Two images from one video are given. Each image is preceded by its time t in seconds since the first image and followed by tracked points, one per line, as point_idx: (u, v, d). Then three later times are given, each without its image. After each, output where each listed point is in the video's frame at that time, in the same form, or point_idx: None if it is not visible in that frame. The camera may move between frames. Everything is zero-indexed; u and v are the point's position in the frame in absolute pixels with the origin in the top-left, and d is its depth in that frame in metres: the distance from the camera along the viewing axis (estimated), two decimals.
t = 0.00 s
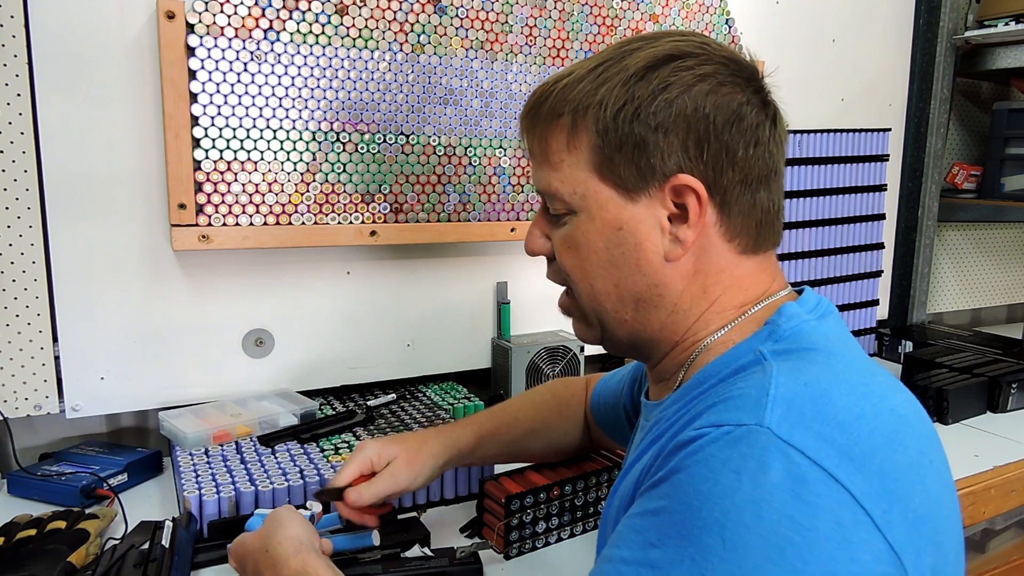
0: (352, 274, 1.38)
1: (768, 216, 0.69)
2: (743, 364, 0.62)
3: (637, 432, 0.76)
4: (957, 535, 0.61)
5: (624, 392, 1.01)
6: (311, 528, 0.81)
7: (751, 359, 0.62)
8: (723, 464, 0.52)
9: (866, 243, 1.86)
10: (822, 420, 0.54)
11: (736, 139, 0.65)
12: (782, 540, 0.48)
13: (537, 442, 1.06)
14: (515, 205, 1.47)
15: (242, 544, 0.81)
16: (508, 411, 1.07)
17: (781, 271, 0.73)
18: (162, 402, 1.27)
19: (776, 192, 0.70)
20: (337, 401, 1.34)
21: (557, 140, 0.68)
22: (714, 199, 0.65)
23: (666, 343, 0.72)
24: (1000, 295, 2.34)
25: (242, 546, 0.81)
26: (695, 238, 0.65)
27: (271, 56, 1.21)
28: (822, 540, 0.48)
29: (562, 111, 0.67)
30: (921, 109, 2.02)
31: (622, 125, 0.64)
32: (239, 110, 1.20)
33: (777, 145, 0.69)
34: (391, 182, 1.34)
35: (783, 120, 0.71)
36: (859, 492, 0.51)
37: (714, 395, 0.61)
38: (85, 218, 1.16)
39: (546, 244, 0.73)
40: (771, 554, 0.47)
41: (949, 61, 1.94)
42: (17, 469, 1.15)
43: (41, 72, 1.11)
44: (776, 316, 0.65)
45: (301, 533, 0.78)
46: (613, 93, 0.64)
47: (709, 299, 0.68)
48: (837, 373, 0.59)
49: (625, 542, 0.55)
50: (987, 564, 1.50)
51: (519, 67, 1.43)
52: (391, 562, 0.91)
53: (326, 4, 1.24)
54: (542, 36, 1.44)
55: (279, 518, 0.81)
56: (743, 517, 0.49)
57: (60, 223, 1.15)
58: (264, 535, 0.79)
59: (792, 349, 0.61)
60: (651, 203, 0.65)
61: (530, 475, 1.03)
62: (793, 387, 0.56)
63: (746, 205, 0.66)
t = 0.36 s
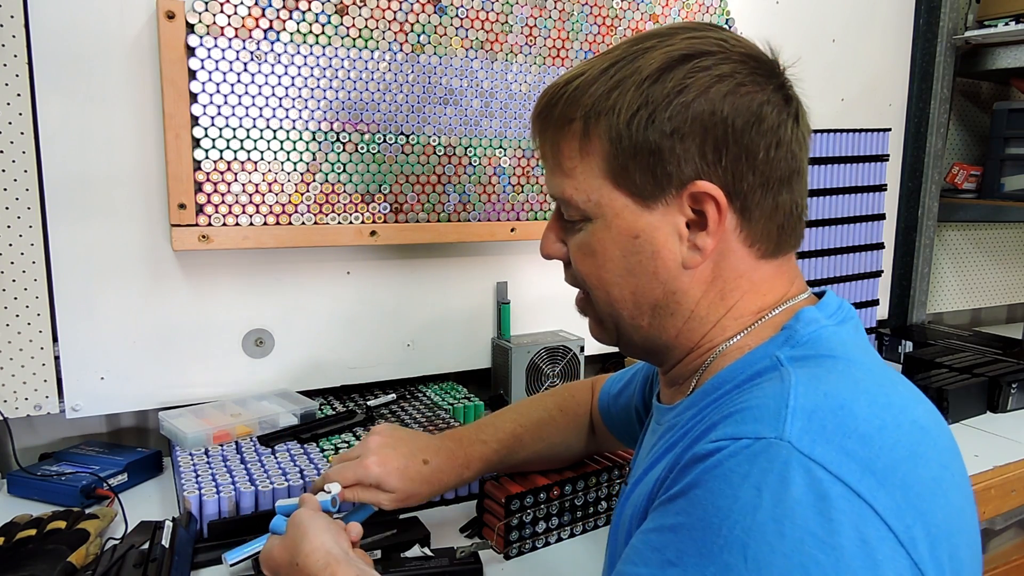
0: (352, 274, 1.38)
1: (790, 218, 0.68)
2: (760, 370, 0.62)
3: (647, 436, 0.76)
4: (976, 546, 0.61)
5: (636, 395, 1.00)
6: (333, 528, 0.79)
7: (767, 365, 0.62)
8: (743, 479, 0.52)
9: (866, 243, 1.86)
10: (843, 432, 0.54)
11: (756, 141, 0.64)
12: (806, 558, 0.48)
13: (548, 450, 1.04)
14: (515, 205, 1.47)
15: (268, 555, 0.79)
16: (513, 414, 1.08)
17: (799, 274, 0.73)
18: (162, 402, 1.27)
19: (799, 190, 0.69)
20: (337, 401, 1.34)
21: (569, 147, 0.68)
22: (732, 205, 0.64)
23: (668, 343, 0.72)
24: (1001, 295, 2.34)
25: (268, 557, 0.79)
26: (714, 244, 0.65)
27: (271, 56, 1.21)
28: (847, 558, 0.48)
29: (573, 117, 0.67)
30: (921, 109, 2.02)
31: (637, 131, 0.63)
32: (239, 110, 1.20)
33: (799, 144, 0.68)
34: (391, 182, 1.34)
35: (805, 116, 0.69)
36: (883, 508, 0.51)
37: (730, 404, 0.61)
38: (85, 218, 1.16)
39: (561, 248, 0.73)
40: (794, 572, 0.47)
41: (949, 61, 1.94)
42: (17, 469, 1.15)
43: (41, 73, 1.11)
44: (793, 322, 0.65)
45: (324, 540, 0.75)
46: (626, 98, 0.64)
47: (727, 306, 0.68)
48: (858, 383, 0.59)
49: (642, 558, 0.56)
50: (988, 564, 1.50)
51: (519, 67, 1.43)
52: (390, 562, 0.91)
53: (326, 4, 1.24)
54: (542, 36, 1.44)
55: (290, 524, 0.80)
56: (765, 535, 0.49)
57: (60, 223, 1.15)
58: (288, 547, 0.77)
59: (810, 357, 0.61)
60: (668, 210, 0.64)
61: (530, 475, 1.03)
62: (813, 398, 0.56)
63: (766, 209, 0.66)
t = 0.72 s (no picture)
0: (352, 274, 1.38)
1: (810, 222, 0.69)
2: (774, 374, 0.62)
3: (655, 439, 0.76)
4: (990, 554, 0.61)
5: (638, 401, 0.99)
6: (341, 530, 0.79)
7: (780, 369, 0.62)
8: (759, 487, 0.52)
9: (866, 243, 1.86)
10: (860, 440, 0.54)
11: (782, 144, 0.64)
12: (823, 568, 0.47)
13: (549, 450, 1.04)
14: (515, 205, 1.47)
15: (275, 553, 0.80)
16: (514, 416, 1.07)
17: (813, 276, 0.74)
18: (162, 402, 1.27)
19: (819, 193, 0.70)
20: (337, 401, 1.34)
21: (588, 145, 0.67)
22: (756, 208, 0.64)
23: (670, 343, 0.72)
24: (1001, 295, 2.34)
25: (274, 555, 0.79)
26: (735, 248, 0.65)
27: (271, 56, 1.21)
28: (865, 567, 0.48)
29: (593, 114, 0.66)
30: (921, 109, 2.02)
31: (661, 131, 0.62)
32: (239, 110, 1.20)
33: (822, 145, 0.68)
34: (391, 181, 1.34)
35: (826, 117, 0.69)
36: (900, 516, 0.51)
37: (743, 409, 0.61)
38: (86, 218, 1.17)
39: (573, 247, 0.72)
40: None
41: (949, 61, 1.94)
42: (17, 469, 1.15)
43: (42, 73, 1.11)
44: (806, 325, 0.65)
45: (332, 542, 0.75)
46: (651, 96, 0.63)
47: (743, 310, 0.68)
48: (873, 389, 0.59)
49: (654, 565, 0.56)
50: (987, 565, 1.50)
51: (519, 67, 1.43)
52: (391, 561, 0.91)
53: (326, 3, 1.24)
54: (543, 36, 1.44)
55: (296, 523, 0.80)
56: (782, 543, 0.49)
57: (60, 224, 1.15)
58: (295, 546, 0.77)
59: (824, 361, 0.61)
60: (688, 213, 0.64)
61: (530, 475, 1.03)
62: (829, 405, 0.56)
63: (788, 212, 0.66)
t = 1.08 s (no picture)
0: (351, 274, 1.38)
1: (811, 224, 0.69)
2: (774, 372, 0.62)
3: (656, 438, 0.75)
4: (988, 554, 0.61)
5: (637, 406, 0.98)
6: (341, 516, 0.79)
7: (781, 368, 0.62)
8: (760, 484, 0.52)
9: (866, 243, 1.86)
10: (861, 438, 0.54)
11: (783, 147, 0.64)
12: (822, 565, 0.48)
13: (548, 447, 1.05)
14: (515, 205, 1.47)
15: (275, 534, 0.81)
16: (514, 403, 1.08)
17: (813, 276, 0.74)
18: (162, 402, 1.27)
19: (820, 194, 0.70)
20: (337, 401, 1.34)
21: (589, 150, 0.66)
22: (758, 212, 0.64)
23: (670, 343, 0.72)
24: (1001, 295, 2.34)
25: (275, 536, 0.80)
26: (738, 251, 0.65)
27: (271, 56, 1.21)
28: (862, 564, 0.48)
29: (594, 119, 0.65)
30: (921, 109, 2.02)
31: (663, 136, 0.62)
32: (239, 110, 1.20)
33: (822, 147, 0.68)
34: (391, 182, 1.34)
35: (826, 117, 0.69)
36: (900, 514, 0.51)
37: (744, 408, 0.61)
38: (86, 218, 1.17)
39: (575, 251, 0.72)
40: None
41: (949, 62, 1.94)
42: (17, 469, 1.15)
43: (42, 73, 1.11)
44: (806, 325, 0.65)
45: (331, 528, 0.75)
46: (652, 102, 0.62)
47: (745, 312, 0.69)
48: (874, 388, 0.59)
49: (653, 561, 0.56)
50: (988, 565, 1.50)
51: (519, 67, 1.43)
52: (391, 561, 0.91)
53: (326, 4, 1.24)
54: (542, 36, 1.44)
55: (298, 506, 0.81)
56: (782, 540, 0.49)
57: (60, 224, 1.15)
58: (295, 528, 0.78)
59: (825, 360, 0.61)
60: (692, 217, 0.64)
61: (531, 475, 1.03)
62: (831, 403, 0.56)
63: (790, 215, 0.66)
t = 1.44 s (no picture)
0: (351, 274, 1.38)
1: (807, 228, 0.69)
2: (764, 365, 0.62)
3: (650, 435, 0.75)
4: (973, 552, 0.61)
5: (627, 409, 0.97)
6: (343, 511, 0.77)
7: (772, 360, 0.61)
8: (749, 468, 0.52)
9: (866, 243, 1.86)
10: (850, 426, 0.54)
11: (781, 152, 0.64)
12: (807, 549, 0.49)
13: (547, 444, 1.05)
14: (515, 205, 1.47)
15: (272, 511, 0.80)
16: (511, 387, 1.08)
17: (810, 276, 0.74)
18: (162, 402, 1.27)
19: (817, 199, 0.70)
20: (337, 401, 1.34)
21: (588, 148, 0.66)
22: (754, 216, 0.64)
23: (669, 344, 0.72)
24: (1001, 295, 2.34)
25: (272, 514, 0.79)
26: (733, 253, 0.65)
27: (271, 56, 1.21)
28: (847, 547, 0.49)
29: (594, 117, 0.65)
30: (921, 109, 2.02)
31: (662, 137, 0.62)
32: (239, 109, 1.20)
33: (820, 151, 0.68)
34: (391, 182, 1.34)
35: (826, 122, 0.69)
36: (885, 502, 0.52)
37: (734, 398, 0.60)
38: (85, 218, 1.17)
39: (572, 245, 0.72)
40: (795, 562, 0.49)
41: (949, 61, 1.94)
42: (17, 469, 1.15)
43: (41, 73, 1.11)
44: (797, 319, 0.65)
45: (326, 518, 0.74)
46: (653, 102, 0.62)
47: (740, 311, 0.69)
48: (863, 377, 0.59)
49: (643, 551, 0.55)
50: (988, 565, 1.50)
51: (519, 67, 1.43)
52: (391, 562, 0.91)
53: (326, 4, 1.24)
54: (542, 36, 1.44)
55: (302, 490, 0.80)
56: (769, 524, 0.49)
57: (60, 223, 1.15)
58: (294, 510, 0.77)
59: (815, 352, 0.61)
60: (687, 218, 0.64)
61: (531, 475, 1.03)
62: (820, 391, 0.56)
63: (786, 219, 0.66)
